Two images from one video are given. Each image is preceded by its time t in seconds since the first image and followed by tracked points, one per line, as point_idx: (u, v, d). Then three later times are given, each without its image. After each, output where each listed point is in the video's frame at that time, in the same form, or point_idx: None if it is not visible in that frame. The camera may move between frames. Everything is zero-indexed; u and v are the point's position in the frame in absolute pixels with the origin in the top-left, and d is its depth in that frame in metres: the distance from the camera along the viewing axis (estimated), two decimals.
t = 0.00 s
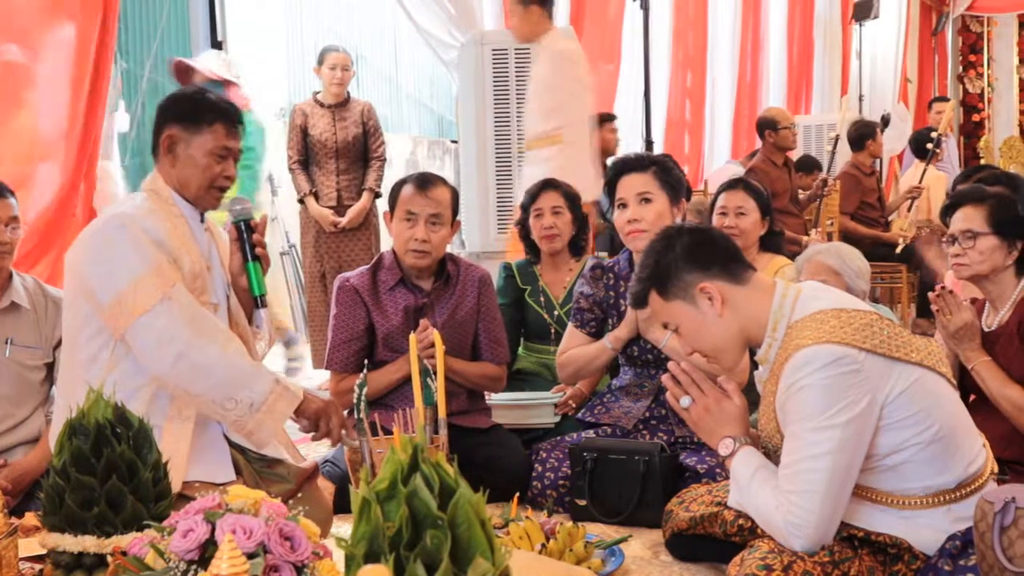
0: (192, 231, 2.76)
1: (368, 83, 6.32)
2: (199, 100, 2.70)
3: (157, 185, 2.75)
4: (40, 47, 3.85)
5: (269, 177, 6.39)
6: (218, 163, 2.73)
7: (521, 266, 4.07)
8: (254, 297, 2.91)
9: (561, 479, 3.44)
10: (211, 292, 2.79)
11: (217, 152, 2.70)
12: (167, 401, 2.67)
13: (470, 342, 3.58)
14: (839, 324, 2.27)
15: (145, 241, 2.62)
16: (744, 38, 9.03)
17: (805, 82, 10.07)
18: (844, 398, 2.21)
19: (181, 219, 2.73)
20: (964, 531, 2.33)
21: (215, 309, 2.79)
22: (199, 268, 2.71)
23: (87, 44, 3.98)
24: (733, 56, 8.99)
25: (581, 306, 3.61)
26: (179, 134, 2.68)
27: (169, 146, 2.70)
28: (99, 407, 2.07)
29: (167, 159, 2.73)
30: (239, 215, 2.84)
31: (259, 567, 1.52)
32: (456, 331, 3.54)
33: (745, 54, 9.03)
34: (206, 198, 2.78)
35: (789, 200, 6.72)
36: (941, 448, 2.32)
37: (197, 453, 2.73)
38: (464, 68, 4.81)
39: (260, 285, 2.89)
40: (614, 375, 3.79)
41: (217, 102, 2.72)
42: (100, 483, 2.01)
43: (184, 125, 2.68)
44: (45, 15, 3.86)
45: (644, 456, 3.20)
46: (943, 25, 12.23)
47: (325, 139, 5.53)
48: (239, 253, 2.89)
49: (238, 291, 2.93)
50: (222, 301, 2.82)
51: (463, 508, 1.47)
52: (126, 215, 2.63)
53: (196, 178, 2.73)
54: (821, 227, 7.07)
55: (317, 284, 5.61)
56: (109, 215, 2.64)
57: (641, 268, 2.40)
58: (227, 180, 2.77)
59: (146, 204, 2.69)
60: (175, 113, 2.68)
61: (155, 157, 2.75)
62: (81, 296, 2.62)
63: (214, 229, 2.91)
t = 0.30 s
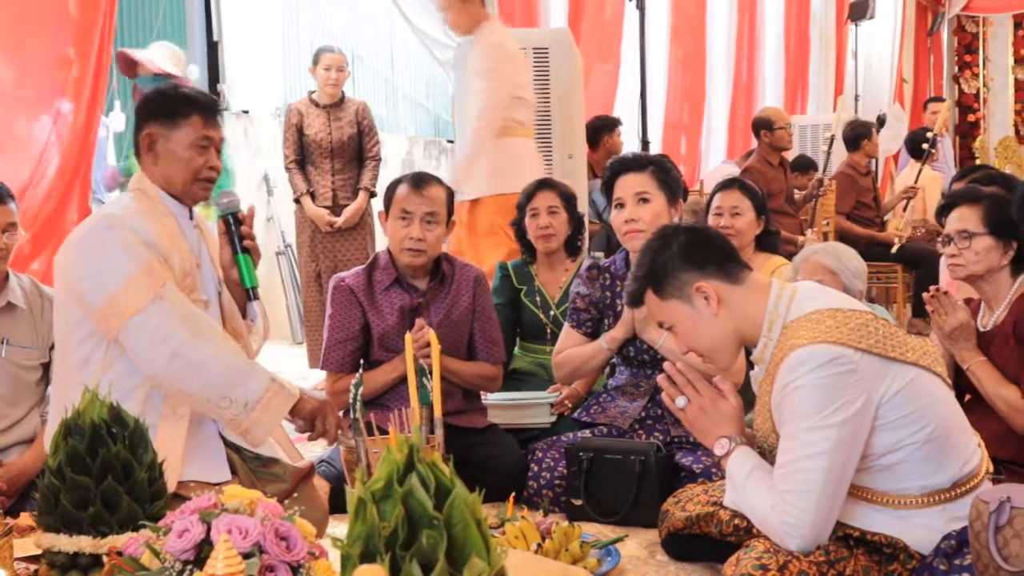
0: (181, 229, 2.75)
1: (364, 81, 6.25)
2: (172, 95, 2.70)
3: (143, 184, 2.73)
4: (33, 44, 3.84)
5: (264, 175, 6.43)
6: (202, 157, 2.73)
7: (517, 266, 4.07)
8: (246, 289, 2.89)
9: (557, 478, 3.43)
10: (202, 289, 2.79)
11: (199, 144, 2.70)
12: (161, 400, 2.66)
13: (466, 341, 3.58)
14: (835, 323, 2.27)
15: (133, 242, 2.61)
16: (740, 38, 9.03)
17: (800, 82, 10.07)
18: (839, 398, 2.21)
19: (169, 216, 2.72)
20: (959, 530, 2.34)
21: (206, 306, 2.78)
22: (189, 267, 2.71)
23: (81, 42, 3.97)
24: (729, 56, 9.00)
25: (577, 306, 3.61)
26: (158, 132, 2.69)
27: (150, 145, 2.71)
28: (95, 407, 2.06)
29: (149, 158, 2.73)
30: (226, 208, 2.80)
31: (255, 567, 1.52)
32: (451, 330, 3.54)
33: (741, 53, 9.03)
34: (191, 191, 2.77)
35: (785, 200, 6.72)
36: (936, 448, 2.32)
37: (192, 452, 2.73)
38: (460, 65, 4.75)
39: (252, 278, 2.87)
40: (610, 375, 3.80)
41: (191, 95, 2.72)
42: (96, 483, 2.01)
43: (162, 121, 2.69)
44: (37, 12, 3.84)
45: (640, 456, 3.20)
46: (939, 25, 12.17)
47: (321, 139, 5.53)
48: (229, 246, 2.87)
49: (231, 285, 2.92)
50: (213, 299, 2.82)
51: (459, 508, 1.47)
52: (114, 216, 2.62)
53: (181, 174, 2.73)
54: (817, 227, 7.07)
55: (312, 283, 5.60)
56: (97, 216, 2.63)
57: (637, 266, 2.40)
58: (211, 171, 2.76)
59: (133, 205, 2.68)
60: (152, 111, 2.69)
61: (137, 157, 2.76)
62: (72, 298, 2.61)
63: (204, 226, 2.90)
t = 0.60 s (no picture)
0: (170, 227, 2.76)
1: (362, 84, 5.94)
2: (152, 94, 2.72)
3: (132, 183, 2.75)
4: (33, 43, 3.86)
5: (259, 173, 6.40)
6: (187, 152, 2.74)
7: (511, 266, 4.08)
8: (236, 285, 2.87)
9: (552, 478, 3.43)
10: (192, 288, 2.78)
11: (181, 140, 2.71)
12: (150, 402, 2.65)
13: (461, 341, 3.59)
14: (830, 323, 2.28)
15: (119, 241, 2.61)
16: (736, 38, 9.01)
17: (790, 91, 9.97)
18: (833, 397, 2.22)
19: (158, 215, 2.73)
20: (954, 530, 2.34)
21: (196, 306, 2.78)
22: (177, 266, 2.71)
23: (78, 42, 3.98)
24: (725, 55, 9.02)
25: (573, 305, 3.61)
26: (141, 131, 2.71)
27: (133, 143, 2.73)
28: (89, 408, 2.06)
29: (134, 158, 2.75)
30: (214, 203, 2.80)
31: (250, 567, 1.51)
32: (446, 329, 3.54)
33: (737, 53, 9.04)
34: (180, 187, 2.78)
35: (779, 200, 6.73)
36: (930, 447, 2.32)
37: (186, 453, 2.74)
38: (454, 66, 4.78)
39: (242, 273, 2.85)
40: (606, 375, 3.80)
41: (171, 92, 2.73)
42: (91, 483, 2.01)
43: (144, 120, 2.70)
44: (37, 12, 3.85)
45: (635, 456, 3.21)
46: (933, 26, 12.18)
47: (315, 139, 5.54)
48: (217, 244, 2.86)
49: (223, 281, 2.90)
50: (204, 297, 2.82)
51: (454, 507, 1.47)
52: (102, 217, 2.63)
53: (167, 172, 2.74)
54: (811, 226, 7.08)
55: (307, 284, 5.59)
56: (85, 217, 2.64)
57: (632, 265, 2.40)
58: (196, 165, 2.76)
59: (121, 204, 2.69)
60: (133, 111, 2.71)
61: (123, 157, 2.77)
62: (58, 298, 2.62)
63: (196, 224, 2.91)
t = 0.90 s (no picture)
0: (160, 228, 2.76)
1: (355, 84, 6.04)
2: (146, 94, 2.72)
3: (122, 183, 2.75)
4: (30, 42, 3.85)
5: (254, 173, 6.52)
6: (180, 153, 2.73)
7: (507, 266, 4.08)
8: (227, 283, 2.90)
9: (548, 478, 3.44)
10: (182, 288, 2.78)
11: (174, 141, 2.71)
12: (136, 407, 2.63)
13: (457, 341, 3.58)
14: (825, 323, 2.28)
15: (101, 242, 2.61)
16: (732, 38, 9.05)
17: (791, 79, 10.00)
18: (829, 397, 2.22)
19: (147, 215, 2.74)
20: (949, 530, 2.35)
21: (185, 306, 2.78)
22: (162, 267, 2.71)
23: (76, 43, 4.00)
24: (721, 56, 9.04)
25: (568, 306, 3.62)
26: (133, 131, 2.70)
27: (126, 143, 2.72)
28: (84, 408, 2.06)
29: (126, 157, 2.74)
30: (205, 202, 2.84)
31: (246, 568, 1.52)
32: (442, 329, 3.53)
33: (733, 53, 9.06)
34: (172, 187, 2.77)
35: (775, 200, 6.73)
36: (926, 447, 2.33)
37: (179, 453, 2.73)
38: (451, 66, 4.80)
39: (233, 272, 2.89)
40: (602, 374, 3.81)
41: (164, 92, 2.73)
42: (86, 483, 2.00)
43: (137, 120, 2.70)
44: (37, 13, 3.86)
45: (631, 456, 3.20)
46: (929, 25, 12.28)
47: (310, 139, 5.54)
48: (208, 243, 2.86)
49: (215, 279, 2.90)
50: (196, 296, 2.80)
51: (450, 508, 1.47)
52: (87, 217, 2.63)
53: (157, 173, 2.74)
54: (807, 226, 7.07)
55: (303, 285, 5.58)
56: (72, 217, 2.64)
57: (628, 265, 2.40)
58: (189, 167, 2.76)
59: (109, 204, 2.70)
60: (125, 111, 2.71)
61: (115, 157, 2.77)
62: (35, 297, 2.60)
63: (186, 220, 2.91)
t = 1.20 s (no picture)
0: (153, 228, 2.76)
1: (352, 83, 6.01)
2: (143, 93, 2.71)
3: (115, 184, 2.76)
4: (27, 41, 3.84)
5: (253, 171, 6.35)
6: (176, 153, 2.73)
7: (505, 266, 4.07)
8: (221, 284, 2.86)
9: (545, 478, 3.44)
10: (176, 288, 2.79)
11: (171, 141, 2.71)
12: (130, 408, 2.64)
13: (455, 341, 3.58)
14: (823, 323, 2.28)
15: (90, 242, 2.62)
16: (729, 38, 9.07)
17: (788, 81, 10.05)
18: (826, 398, 2.22)
19: (139, 215, 2.74)
20: (945, 530, 2.35)
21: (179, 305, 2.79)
22: (154, 266, 2.71)
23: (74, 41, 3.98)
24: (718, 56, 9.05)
25: (566, 306, 3.61)
26: (130, 130, 2.70)
27: (122, 142, 2.72)
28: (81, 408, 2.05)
29: (122, 156, 2.74)
30: (198, 202, 2.75)
31: (243, 568, 1.52)
32: (439, 330, 3.53)
33: (730, 54, 9.08)
34: (168, 187, 2.78)
35: (772, 200, 6.73)
36: (923, 448, 2.33)
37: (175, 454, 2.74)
38: (449, 66, 4.79)
39: (226, 272, 2.83)
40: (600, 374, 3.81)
41: (162, 93, 2.73)
42: (83, 483, 2.00)
43: (134, 119, 2.70)
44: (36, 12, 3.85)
45: (628, 456, 3.20)
46: (925, 26, 12.30)
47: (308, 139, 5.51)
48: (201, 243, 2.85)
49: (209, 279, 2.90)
50: (189, 295, 2.83)
51: (448, 508, 1.47)
52: (77, 219, 2.64)
53: (154, 173, 2.74)
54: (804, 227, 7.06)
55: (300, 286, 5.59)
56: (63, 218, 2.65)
57: (626, 263, 2.41)
58: (184, 168, 2.77)
59: (102, 204, 2.70)
60: (122, 110, 2.70)
61: (110, 157, 2.77)
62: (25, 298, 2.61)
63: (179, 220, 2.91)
